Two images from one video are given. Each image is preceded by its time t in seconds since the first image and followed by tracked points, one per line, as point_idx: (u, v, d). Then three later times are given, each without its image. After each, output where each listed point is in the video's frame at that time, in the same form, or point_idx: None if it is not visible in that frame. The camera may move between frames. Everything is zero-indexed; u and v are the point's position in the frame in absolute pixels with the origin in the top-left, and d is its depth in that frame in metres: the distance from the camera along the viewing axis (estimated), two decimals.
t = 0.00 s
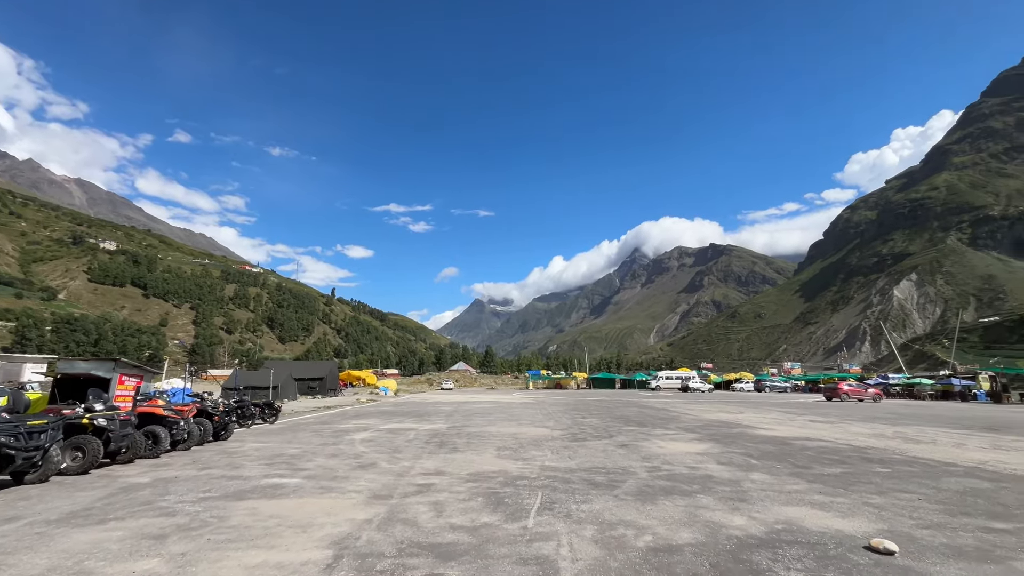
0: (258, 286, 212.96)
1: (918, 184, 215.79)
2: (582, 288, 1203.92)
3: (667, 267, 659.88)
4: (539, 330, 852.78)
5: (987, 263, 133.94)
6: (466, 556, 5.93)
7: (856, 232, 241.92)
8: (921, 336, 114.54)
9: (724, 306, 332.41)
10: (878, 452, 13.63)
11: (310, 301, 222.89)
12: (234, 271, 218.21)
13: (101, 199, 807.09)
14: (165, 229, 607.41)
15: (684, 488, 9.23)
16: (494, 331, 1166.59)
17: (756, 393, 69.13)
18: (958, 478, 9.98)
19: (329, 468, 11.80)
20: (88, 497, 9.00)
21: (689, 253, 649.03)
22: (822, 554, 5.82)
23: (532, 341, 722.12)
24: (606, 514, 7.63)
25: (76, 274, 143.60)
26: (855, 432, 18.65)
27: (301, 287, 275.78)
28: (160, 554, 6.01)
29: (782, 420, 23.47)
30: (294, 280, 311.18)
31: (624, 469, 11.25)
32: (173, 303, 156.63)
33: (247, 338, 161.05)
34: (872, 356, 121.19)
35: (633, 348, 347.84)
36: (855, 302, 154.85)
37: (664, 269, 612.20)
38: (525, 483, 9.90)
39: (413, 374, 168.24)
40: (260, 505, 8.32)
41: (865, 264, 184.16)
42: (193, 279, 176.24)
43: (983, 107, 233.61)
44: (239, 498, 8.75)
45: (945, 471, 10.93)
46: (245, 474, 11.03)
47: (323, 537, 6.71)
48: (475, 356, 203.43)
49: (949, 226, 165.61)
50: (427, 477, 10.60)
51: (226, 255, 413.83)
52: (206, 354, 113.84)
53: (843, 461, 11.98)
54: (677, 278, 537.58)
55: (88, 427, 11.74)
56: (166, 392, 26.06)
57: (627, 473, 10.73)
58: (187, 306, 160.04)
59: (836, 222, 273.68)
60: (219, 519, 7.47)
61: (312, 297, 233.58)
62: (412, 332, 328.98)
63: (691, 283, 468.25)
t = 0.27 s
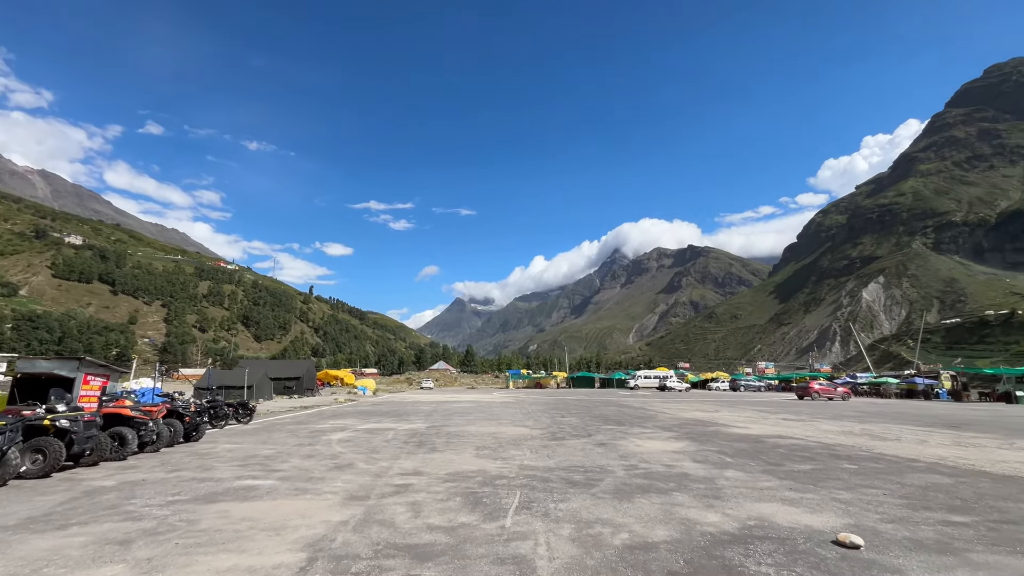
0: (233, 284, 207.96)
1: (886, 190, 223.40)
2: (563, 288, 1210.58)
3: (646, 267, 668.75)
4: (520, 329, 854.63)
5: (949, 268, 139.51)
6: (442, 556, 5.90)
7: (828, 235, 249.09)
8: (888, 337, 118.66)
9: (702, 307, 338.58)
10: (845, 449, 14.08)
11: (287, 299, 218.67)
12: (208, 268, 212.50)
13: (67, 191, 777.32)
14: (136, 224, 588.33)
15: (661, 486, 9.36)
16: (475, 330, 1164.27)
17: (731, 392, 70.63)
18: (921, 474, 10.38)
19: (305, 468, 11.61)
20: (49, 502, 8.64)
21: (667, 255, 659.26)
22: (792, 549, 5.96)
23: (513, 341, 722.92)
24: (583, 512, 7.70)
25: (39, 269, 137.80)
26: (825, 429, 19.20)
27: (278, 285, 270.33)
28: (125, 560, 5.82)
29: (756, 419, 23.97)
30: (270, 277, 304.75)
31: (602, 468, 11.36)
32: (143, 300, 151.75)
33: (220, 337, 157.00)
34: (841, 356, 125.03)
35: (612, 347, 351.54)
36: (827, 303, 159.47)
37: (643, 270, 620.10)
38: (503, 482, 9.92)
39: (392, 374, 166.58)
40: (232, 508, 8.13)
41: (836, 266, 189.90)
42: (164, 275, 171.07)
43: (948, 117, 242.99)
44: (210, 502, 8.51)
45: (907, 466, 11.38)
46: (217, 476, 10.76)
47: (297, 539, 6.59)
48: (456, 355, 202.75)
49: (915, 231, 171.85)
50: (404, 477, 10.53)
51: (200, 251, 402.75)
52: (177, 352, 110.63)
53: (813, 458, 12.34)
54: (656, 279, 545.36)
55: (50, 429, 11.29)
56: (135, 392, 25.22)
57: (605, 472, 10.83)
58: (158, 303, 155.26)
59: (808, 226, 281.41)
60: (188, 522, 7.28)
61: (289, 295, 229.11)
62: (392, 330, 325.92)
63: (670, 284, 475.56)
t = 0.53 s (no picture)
0: (204, 280, 201.95)
1: (854, 196, 231.47)
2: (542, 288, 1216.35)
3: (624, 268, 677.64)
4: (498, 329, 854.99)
5: (911, 273, 145.46)
6: (417, 557, 5.86)
7: (798, 239, 256.55)
8: (854, 338, 122.91)
9: (677, 307, 345.58)
10: (812, 445, 14.56)
11: (261, 297, 213.70)
12: (178, 264, 206.11)
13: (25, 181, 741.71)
14: (100, 217, 565.89)
15: (636, 484, 9.51)
16: (453, 330, 1159.37)
17: (704, 391, 72.19)
18: (883, 469, 10.79)
19: (277, 470, 11.30)
20: (2, 509, 8.20)
21: (645, 256, 669.00)
22: (761, 545, 6.11)
23: (491, 340, 722.76)
24: (559, 511, 7.74)
25: None
26: (795, 427, 19.78)
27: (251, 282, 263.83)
28: (86, 566, 5.60)
29: (728, 417, 24.61)
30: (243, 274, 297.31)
31: (578, 467, 11.45)
32: (108, 296, 146.19)
33: (190, 335, 152.43)
34: (810, 356, 128.88)
35: (590, 347, 354.77)
36: (797, 305, 164.13)
37: (621, 271, 627.76)
38: (480, 482, 9.91)
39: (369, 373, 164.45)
40: (200, 511, 7.88)
41: (806, 269, 195.82)
42: (131, 271, 165.01)
43: (911, 127, 253.33)
44: (176, 505, 8.24)
45: (871, 463, 11.81)
46: (185, 478, 10.45)
47: (268, 542, 6.44)
48: (434, 354, 201.48)
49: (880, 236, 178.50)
50: (380, 477, 10.40)
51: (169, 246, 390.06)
52: (144, 351, 106.82)
53: (782, 455, 12.69)
54: (634, 280, 553.25)
55: (4, 432, 10.81)
56: (98, 392, 24.24)
57: (581, 470, 10.94)
58: (124, 300, 149.82)
59: (780, 230, 289.42)
60: (152, 527, 7.02)
61: (263, 293, 223.86)
62: (369, 329, 321.94)
63: (646, 285, 483.11)
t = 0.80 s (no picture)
0: (171, 277, 195.18)
1: (821, 202, 239.41)
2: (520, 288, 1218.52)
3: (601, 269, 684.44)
4: (476, 328, 853.08)
5: (873, 278, 151.51)
6: (392, 559, 5.79)
7: (769, 243, 263.91)
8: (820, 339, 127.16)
9: (652, 308, 351.08)
10: (780, 444, 14.98)
11: (232, 294, 207.81)
12: (143, 259, 198.65)
13: None
14: (59, 208, 540.92)
15: (610, 483, 9.61)
16: (430, 329, 1150.68)
17: (677, 391, 73.57)
18: (847, 466, 11.18)
19: (246, 472, 11.01)
20: None
21: (621, 257, 677.68)
22: (731, 540, 6.26)
23: (468, 340, 720.70)
24: (534, 510, 7.78)
25: None
26: (763, 426, 20.35)
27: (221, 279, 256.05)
28: None
29: (701, 416, 25.13)
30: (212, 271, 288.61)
31: (554, 466, 11.50)
32: (67, 292, 139.80)
33: (156, 333, 147.16)
34: (779, 357, 132.64)
35: (567, 347, 357.15)
36: (767, 307, 168.78)
37: (598, 272, 634.37)
38: (456, 482, 9.86)
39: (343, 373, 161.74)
40: (164, 515, 7.62)
41: (776, 272, 201.59)
42: (92, 266, 158.14)
43: (875, 137, 263.52)
44: (138, 510, 7.93)
45: (835, 459, 12.24)
46: (148, 482, 10.05)
47: (236, 547, 6.27)
48: (410, 354, 199.69)
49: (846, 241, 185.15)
50: (353, 479, 10.23)
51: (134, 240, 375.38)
52: (105, 350, 102.61)
53: (752, 453, 13.03)
54: (610, 281, 559.82)
55: None
56: (55, 393, 23.12)
57: (557, 470, 10.99)
58: (84, 296, 143.54)
59: (752, 233, 297.24)
60: (113, 533, 6.76)
61: (234, 290, 217.79)
62: (344, 328, 316.68)
63: (623, 285, 489.13)
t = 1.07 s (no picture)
0: (135, 272, 187.83)
1: (790, 207, 247.38)
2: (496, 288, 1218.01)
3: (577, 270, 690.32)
4: (452, 328, 849.44)
5: (837, 282, 157.51)
6: (364, 563, 5.69)
7: (740, 247, 271.04)
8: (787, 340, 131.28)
9: (627, 309, 356.08)
10: (749, 442, 15.39)
11: (199, 291, 201.35)
12: (105, 254, 190.65)
13: None
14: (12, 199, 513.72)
15: (585, 482, 9.68)
16: (405, 328, 1138.42)
17: (650, 391, 74.81)
18: (811, 463, 11.58)
19: (213, 475, 10.67)
20: None
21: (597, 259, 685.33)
22: (702, 538, 6.40)
23: (444, 340, 715.89)
24: (509, 511, 7.77)
25: None
26: (733, 425, 20.86)
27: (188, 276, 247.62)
28: None
29: (673, 416, 25.61)
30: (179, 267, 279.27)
31: (529, 466, 11.55)
32: (21, 287, 133.05)
33: (117, 331, 141.39)
34: (748, 357, 136.33)
35: (543, 347, 359.06)
36: (737, 309, 173.30)
37: (574, 273, 639.57)
38: (430, 483, 9.76)
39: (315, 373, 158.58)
40: (123, 522, 7.32)
41: (746, 275, 207.21)
42: (48, 260, 150.91)
43: (840, 146, 273.79)
44: (94, 516, 7.57)
45: (799, 456, 12.67)
46: (106, 487, 9.61)
47: (201, 552, 6.07)
48: (385, 354, 197.42)
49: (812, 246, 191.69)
50: (326, 481, 10.04)
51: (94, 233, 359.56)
52: (62, 349, 98.04)
53: (722, 452, 13.34)
54: (586, 282, 565.58)
55: None
56: (5, 394, 21.88)
57: (532, 469, 11.06)
58: (40, 292, 136.82)
59: (724, 237, 304.79)
60: (68, 540, 6.46)
61: (201, 287, 211.25)
62: (317, 327, 310.79)
63: (598, 286, 494.64)
